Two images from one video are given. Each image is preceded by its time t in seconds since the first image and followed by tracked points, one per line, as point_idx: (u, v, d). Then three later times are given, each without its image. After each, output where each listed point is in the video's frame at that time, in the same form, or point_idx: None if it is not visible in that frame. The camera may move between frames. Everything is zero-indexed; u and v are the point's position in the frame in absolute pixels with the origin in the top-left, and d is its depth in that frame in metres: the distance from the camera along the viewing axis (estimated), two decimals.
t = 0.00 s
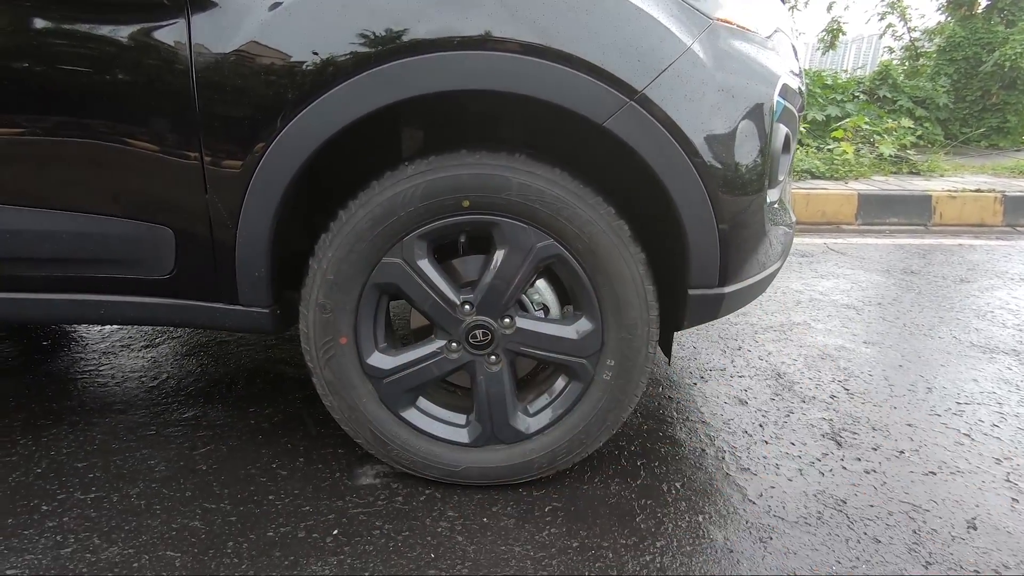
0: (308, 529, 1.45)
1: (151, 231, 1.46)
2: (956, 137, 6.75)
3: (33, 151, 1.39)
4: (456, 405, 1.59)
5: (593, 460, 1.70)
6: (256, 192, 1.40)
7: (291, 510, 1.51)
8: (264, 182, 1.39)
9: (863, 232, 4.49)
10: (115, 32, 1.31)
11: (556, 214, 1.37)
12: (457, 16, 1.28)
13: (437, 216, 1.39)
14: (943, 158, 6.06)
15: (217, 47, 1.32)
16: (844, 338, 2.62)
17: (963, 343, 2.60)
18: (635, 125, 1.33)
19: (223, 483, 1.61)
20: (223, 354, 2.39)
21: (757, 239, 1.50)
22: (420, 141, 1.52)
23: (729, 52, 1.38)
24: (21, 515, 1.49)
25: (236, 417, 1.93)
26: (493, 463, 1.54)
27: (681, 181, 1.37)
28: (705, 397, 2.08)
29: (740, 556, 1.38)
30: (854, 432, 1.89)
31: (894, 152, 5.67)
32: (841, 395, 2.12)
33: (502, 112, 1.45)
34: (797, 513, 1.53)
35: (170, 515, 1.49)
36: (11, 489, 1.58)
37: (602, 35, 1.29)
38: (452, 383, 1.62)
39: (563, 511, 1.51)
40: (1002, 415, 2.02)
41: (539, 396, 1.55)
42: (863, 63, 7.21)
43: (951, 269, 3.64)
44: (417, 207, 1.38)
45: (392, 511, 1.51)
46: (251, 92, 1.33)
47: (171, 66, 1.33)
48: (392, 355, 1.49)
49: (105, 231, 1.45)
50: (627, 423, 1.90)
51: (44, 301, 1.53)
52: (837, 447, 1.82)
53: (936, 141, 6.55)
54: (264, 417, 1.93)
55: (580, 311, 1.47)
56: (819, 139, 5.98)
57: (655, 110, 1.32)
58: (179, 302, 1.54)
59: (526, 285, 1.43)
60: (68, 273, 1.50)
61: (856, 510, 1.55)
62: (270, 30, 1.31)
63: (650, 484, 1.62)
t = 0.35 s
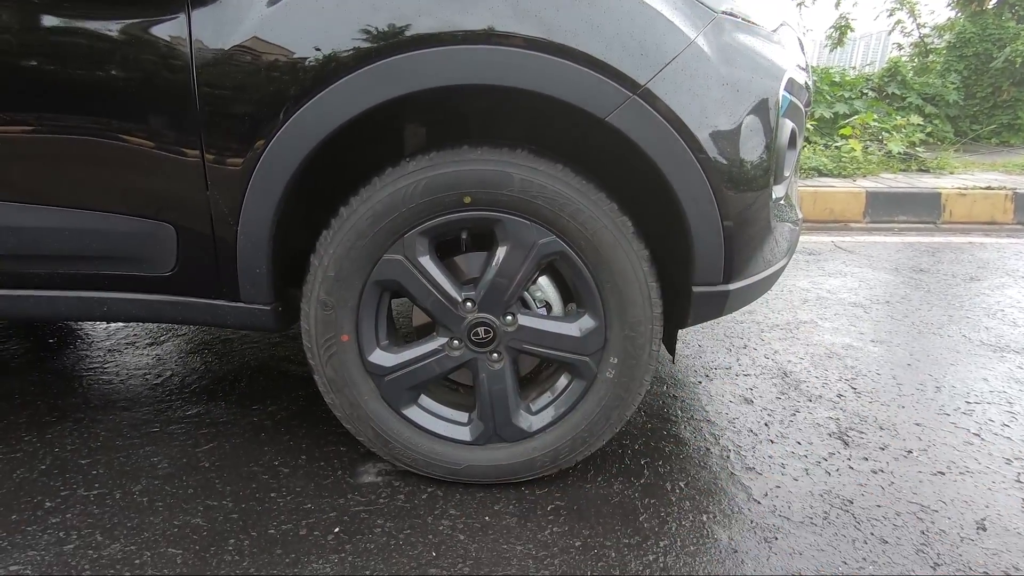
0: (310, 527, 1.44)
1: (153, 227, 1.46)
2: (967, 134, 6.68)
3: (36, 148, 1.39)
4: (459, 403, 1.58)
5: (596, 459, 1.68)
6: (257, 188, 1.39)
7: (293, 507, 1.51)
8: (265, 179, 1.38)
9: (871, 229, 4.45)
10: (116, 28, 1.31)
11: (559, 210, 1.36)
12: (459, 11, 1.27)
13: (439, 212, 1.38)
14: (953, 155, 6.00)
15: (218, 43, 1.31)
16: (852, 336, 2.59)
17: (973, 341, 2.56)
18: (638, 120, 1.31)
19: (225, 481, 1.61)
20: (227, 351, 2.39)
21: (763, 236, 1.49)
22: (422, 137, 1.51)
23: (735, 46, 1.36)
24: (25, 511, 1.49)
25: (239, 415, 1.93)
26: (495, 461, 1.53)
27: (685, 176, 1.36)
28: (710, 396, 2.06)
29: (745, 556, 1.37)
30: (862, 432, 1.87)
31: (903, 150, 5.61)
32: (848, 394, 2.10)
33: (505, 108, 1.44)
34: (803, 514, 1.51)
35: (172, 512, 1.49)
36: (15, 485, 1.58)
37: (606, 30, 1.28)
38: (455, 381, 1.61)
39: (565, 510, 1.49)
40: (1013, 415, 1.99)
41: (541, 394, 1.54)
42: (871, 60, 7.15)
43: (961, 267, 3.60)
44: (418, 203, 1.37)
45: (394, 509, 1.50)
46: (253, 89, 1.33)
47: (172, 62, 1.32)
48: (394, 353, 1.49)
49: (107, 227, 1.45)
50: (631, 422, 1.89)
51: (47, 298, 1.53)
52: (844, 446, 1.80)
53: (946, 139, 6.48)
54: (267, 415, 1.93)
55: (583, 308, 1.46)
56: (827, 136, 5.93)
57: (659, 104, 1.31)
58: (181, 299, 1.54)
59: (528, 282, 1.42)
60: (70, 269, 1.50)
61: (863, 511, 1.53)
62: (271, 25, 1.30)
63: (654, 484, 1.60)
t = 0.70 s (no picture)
0: (311, 522, 1.45)
1: (155, 224, 1.46)
2: (973, 130, 6.64)
3: (39, 144, 1.39)
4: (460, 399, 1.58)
5: (597, 456, 1.68)
6: (259, 184, 1.39)
7: (295, 503, 1.51)
8: (267, 175, 1.38)
9: (876, 226, 4.43)
10: (118, 24, 1.31)
11: (560, 207, 1.36)
12: (461, 6, 1.27)
13: (440, 209, 1.38)
14: (958, 152, 5.96)
15: (220, 39, 1.31)
16: (855, 334, 2.58)
17: (978, 339, 2.55)
18: (641, 116, 1.31)
19: (227, 476, 1.61)
20: (230, 347, 2.40)
21: (765, 233, 1.48)
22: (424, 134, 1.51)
23: (738, 42, 1.35)
24: (30, 505, 1.50)
25: (241, 410, 1.94)
26: (497, 458, 1.53)
27: (688, 173, 1.35)
28: (713, 393, 2.06)
29: (746, 553, 1.36)
30: (865, 429, 1.86)
31: (909, 146, 5.58)
32: (851, 392, 2.09)
33: (507, 104, 1.44)
34: (805, 511, 1.51)
35: (175, 507, 1.49)
36: (19, 480, 1.59)
37: (608, 25, 1.27)
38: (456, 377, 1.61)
39: (567, 506, 1.50)
40: (1017, 413, 1.98)
41: (543, 390, 1.54)
42: (877, 56, 7.11)
43: (965, 264, 3.58)
44: (420, 199, 1.36)
45: (396, 505, 1.51)
46: (255, 85, 1.33)
47: (175, 58, 1.32)
48: (395, 349, 1.49)
49: (109, 224, 1.45)
50: (633, 419, 1.89)
51: (50, 294, 1.53)
52: (847, 444, 1.79)
53: (952, 135, 6.44)
54: (269, 411, 1.94)
55: (585, 305, 1.46)
56: (832, 133, 5.90)
57: (662, 100, 1.30)
58: (183, 295, 1.54)
59: (530, 279, 1.42)
60: (74, 265, 1.51)
61: (865, 508, 1.52)
62: (273, 22, 1.30)
63: (655, 480, 1.60)
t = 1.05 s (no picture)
0: (314, 517, 1.45)
1: (156, 220, 1.46)
2: (978, 125, 6.60)
3: (41, 141, 1.40)
4: (462, 395, 1.59)
5: (600, 451, 1.68)
6: (260, 180, 1.39)
7: (298, 498, 1.52)
8: (268, 171, 1.38)
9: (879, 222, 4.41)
10: (119, 20, 1.31)
11: (561, 201, 1.36)
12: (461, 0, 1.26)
13: (441, 203, 1.38)
14: (963, 146, 5.93)
15: (220, 35, 1.31)
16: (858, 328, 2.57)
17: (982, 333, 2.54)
18: (642, 109, 1.30)
19: (231, 472, 1.62)
20: (233, 344, 2.40)
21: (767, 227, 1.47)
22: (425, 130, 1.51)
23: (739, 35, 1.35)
24: (34, 501, 1.51)
25: (244, 406, 1.95)
26: (499, 453, 1.53)
27: (689, 166, 1.34)
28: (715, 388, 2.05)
29: (749, 547, 1.36)
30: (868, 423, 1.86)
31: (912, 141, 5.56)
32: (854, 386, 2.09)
33: (507, 98, 1.44)
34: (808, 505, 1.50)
35: (178, 502, 1.50)
36: (24, 476, 1.60)
37: (609, 19, 1.27)
38: (459, 372, 1.62)
39: (569, 501, 1.50)
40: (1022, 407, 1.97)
41: (545, 385, 1.55)
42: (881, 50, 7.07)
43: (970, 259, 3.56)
44: (420, 194, 1.36)
45: (398, 500, 1.51)
46: (255, 80, 1.33)
47: (175, 54, 1.32)
48: (397, 344, 1.49)
49: (111, 221, 1.46)
50: (635, 414, 1.88)
51: (53, 291, 1.54)
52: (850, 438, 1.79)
53: (956, 130, 6.41)
54: (272, 407, 1.94)
55: (587, 300, 1.46)
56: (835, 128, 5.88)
57: (663, 94, 1.30)
58: (186, 291, 1.54)
59: (531, 274, 1.42)
60: (76, 262, 1.52)
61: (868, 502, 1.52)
62: (273, 17, 1.30)
63: (657, 475, 1.60)
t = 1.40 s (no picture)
0: (324, 517, 1.46)
1: (172, 224, 1.49)
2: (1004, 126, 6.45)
3: (61, 147, 1.44)
4: (472, 397, 1.59)
5: (610, 454, 1.67)
6: (272, 183, 1.42)
7: (309, 498, 1.53)
8: (280, 174, 1.41)
9: (901, 225, 4.33)
10: (136, 29, 1.34)
11: (569, 202, 1.36)
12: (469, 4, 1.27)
13: (449, 205, 1.39)
14: (988, 148, 5.80)
15: (235, 42, 1.34)
16: (878, 332, 2.52)
17: (1007, 337, 2.47)
18: (649, 109, 1.30)
19: (244, 472, 1.64)
20: (249, 348, 2.44)
21: (779, 227, 1.46)
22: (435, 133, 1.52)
23: (749, 34, 1.34)
24: (55, 498, 1.54)
25: (259, 408, 1.97)
26: (508, 455, 1.52)
27: (697, 166, 1.34)
28: (728, 392, 2.03)
29: (761, 552, 1.34)
30: (886, 428, 1.81)
31: (936, 143, 5.45)
32: (873, 391, 2.04)
33: (515, 100, 1.44)
34: (823, 511, 1.47)
35: (192, 501, 1.52)
36: (46, 474, 1.64)
37: (616, 20, 1.27)
38: (468, 375, 1.62)
39: (578, 504, 1.49)
40: None
41: (554, 387, 1.54)
42: (903, 52, 6.96)
43: (995, 262, 3.48)
44: (428, 196, 1.38)
45: (408, 501, 1.52)
46: (268, 86, 1.35)
47: (190, 61, 1.35)
48: (406, 346, 1.50)
49: (129, 224, 1.49)
50: (647, 417, 1.87)
51: (74, 293, 1.58)
52: (868, 443, 1.75)
53: (982, 131, 6.27)
54: (286, 409, 1.97)
55: (595, 301, 1.45)
56: (855, 131, 5.79)
57: (671, 94, 1.29)
58: (200, 293, 1.57)
59: (539, 275, 1.42)
60: (95, 265, 1.55)
61: (886, 508, 1.48)
62: (284, 24, 1.32)
63: (668, 479, 1.59)
